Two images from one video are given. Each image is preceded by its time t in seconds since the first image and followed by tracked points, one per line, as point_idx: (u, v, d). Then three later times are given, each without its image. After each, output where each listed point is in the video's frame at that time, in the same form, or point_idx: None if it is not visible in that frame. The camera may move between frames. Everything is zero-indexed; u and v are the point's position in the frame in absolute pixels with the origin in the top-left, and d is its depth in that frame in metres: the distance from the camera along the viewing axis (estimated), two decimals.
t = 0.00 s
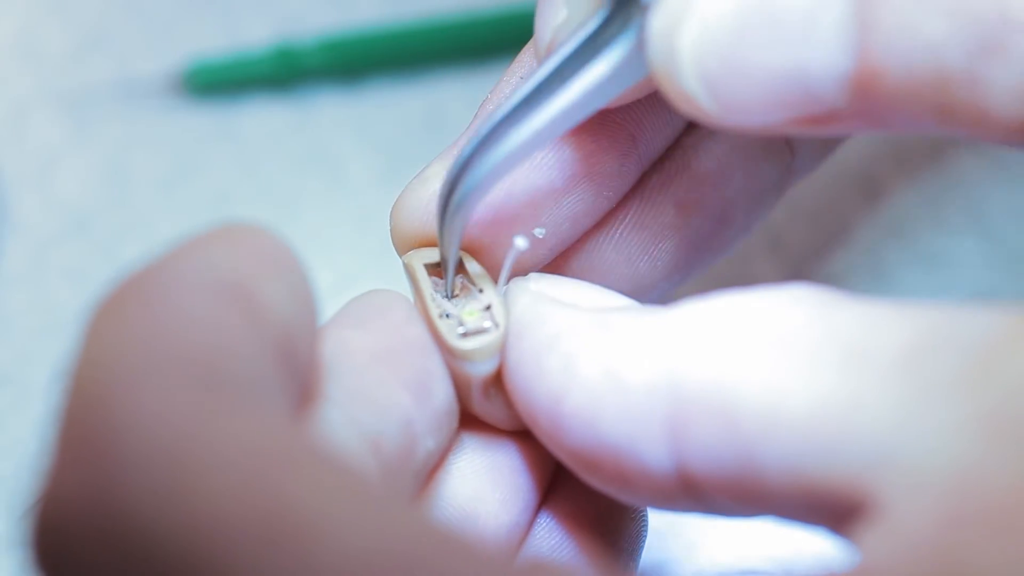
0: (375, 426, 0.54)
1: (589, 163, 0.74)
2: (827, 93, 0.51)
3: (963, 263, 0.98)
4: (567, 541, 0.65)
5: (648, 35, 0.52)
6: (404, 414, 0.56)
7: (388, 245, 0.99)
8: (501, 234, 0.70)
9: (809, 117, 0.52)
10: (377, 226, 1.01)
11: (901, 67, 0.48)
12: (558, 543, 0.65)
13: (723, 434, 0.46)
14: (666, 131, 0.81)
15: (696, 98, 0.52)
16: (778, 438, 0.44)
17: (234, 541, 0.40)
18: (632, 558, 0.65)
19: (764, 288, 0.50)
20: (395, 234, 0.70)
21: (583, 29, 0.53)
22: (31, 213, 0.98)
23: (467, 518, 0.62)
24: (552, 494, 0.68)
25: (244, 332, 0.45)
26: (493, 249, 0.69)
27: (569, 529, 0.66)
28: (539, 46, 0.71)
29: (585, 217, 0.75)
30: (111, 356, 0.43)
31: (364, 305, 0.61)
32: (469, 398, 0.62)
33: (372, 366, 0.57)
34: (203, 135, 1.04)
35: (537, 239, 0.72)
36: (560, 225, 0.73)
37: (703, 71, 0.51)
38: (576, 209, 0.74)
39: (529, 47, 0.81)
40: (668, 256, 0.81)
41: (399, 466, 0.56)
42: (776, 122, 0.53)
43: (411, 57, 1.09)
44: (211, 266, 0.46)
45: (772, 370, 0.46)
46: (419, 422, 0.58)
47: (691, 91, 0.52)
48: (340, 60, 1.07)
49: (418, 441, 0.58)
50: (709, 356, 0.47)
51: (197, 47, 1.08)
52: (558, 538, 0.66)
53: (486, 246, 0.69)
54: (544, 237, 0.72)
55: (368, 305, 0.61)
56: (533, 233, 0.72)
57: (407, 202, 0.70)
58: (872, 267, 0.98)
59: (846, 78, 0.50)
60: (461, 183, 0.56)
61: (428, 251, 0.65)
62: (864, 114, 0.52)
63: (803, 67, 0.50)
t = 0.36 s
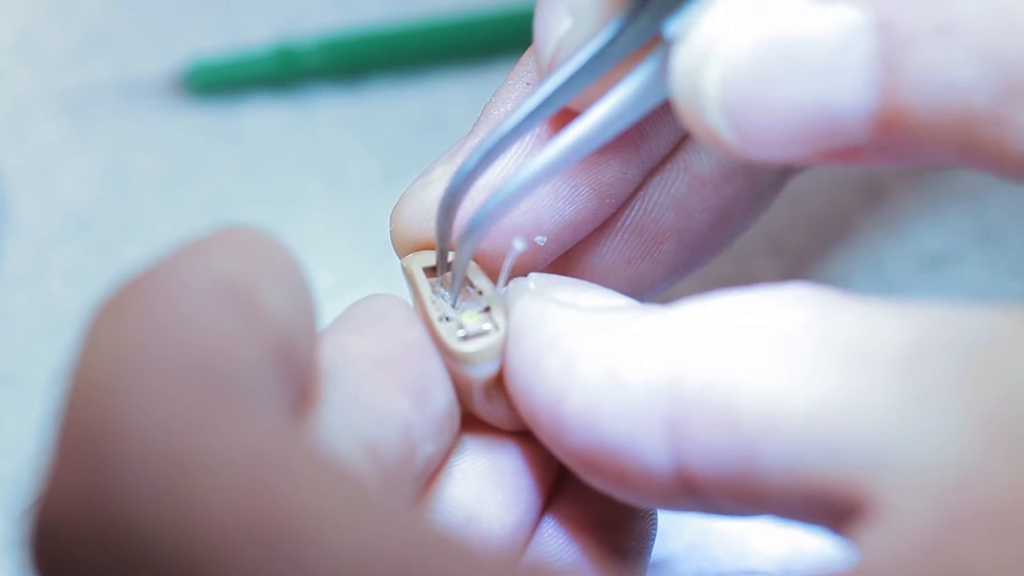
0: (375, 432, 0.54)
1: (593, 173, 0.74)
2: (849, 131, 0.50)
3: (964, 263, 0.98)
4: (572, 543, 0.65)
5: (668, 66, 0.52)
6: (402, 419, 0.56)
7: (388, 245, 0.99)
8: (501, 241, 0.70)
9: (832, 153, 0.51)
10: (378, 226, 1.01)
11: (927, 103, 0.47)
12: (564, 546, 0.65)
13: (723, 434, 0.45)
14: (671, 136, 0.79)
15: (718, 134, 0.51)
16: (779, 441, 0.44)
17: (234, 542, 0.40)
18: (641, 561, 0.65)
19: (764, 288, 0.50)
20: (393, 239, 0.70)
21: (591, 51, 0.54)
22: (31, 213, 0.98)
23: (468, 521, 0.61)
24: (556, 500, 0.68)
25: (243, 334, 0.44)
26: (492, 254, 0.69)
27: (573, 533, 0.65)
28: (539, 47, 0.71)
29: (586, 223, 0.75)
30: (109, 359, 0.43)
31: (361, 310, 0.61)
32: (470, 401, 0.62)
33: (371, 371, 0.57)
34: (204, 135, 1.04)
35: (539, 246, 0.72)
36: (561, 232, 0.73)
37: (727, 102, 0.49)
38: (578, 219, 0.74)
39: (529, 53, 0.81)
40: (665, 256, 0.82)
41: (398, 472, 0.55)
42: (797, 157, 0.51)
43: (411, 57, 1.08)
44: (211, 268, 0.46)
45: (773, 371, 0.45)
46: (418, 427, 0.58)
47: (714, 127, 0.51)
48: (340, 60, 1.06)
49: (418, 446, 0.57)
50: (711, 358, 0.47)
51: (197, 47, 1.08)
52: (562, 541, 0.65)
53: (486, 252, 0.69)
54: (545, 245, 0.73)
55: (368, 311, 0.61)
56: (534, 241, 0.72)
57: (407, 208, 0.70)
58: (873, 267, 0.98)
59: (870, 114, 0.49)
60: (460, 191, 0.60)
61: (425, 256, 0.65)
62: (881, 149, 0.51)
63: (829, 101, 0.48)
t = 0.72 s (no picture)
0: (375, 439, 0.55)
1: (590, 156, 0.75)
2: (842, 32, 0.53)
3: (962, 264, 0.98)
4: (574, 550, 0.65)
5: None
6: (401, 426, 0.56)
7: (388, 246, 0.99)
8: (498, 226, 0.70)
9: (825, 50, 0.54)
10: (378, 226, 1.01)
11: (923, 4, 0.50)
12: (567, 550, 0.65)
13: (716, 439, 0.45)
14: (668, 135, 0.80)
15: (717, 31, 0.56)
16: (772, 445, 0.44)
17: (227, 546, 0.41)
18: (646, 562, 0.64)
19: (759, 289, 0.50)
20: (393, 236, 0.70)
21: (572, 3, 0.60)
22: (31, 214, 0.98)
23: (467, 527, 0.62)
24: (557, 501, 0.68)
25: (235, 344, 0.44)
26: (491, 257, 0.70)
27: (578, 535, 0.65)
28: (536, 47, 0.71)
29: (586, 217, 0.74)
30: (100, 364, 0.43)
31: (358, 318, 0.60)
32: (468, 402, 0.62)
33: (368, 378, 0.57)
34: (203, 135, 1.04)
35: (538, 236, 0.72)
36: (559, 222, 0.73)
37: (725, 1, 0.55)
38: (576, 204, 0.73)
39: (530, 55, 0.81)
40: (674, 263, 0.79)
41: (397, 480, 0.56)
42: (793, 55, 0.55)
43: (411, 57, 1.08)
44: (207, 270, 0.46)
45: (768, 376, 0.45)
46: (418, 431, 0.58)
47: (707, 21, 0.56)
48: (340, 60, 1.06)
49: (418, 452, 0.58)
50: (706, 361, 0.47)
51: (197, 47, 1.08)
52: (566, 547, 0.65)
53: (483, 238, 0.70)
54: (543, 234, 0.72)
55: (368, 313, 0.61)
56: (533, 230, 0.71)
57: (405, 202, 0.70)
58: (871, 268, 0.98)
59: (868, 9, 0.52)
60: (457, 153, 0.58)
61: (424, 254, 0.63)
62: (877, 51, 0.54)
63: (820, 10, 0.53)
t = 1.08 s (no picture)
0: (379, 430, 0.54)
1: (597, 148, 0.74)
2: (823, 24, 0.56)
3: (962, 263, 0.98)
4: (567, 549, 0.65)
5: None
6: (406, 416, 0.56)
7: (388, 245, 1.00)
8: (507, 220, 0.70)
9: (806, 41, 0.57)
10: (378, 226, 1.01)
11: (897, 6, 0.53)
12: (559, 546, 0.65)
13: (710, 442, 0.46)
14: (676, 137, 0.79)
15: (700, 25, 0.58)
16: (767, 450, 0.45)
17: (224, 549, 0.41)
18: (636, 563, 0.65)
19: (758, 295, 0.50)
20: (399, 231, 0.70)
21: None
22: (31, 214, 0.98)
23: (467, 527, 0.62)
24: (552, 494, 0.69)
25: (235, 347, 0.44)
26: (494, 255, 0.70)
27: (570, 532, 0.66)
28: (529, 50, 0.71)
29: (592, 214, 0.74)
30: (102, 363, 0.42)
31: (363, 303, 0.60)
32: (467, 396, 0.62)
33: (374, 368, 0.56)
34: (203, 135, 1.04)
35: (546, 228, 0.71)
36: (567, 216, 0.72)
37: None
38: (584, 197, 0.73)
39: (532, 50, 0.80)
40: (682, 264, 0.78)
41: (405, 469, 0.56)
42: (773, 45, 0.58)
43: (411, 57, 1.08)
44: (209, 271, 0.45)
45: (765, 380, 0.46)
46: (424, 422, 0.58)
47: (693, 16, 0.58)
48: (340, 61, 1.06)
49: (424, 441, 0.58)
50: (703, 364, 0.47)
51: (197, 47, 1.08)
52: (558, 544, 0.66)
53: (488, 234, 0.70)
54: (552, 227, 0.72)
55: (373, 300, 0.61)
56: (541, 223, 0.71)
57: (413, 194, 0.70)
58: (870, 268, 0.98)
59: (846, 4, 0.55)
60: (457, 147, 0.57)
61: (430, 247, 0.64)
62: (858, 38, 0.56)
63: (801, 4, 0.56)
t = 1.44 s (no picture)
0: (380, 430, 0.54)
1: (597, 161, 0.74)
2: (826, 72, 0.55)
3: (962, 263, 0.98)
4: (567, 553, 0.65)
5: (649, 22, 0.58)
6: (406, 421, 0.56)
7: (388, 245, 1.00)
8: (504, 231, 0.70)
9: (809, 88, 0.56)
10: (378, 226, 1.01)
11: (894, 26, 0.51)
12: (558, 549, 0.66)
13: (710, 441, 0.46)
14: (672, 145, 0.80)
15: (704, 70, 0.57)
16: (766, 449, 0.45)
17: (224, 550, 0.41)
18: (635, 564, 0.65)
19: (757, 296, 0.50)
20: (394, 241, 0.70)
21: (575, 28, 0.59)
22: (31, 214, 0.98)
23: (467, 530, 0.62)
24: (553, 494, 0.69)
25: (236, 343, 0.44)
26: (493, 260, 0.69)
27: (570, 535, 0.66)
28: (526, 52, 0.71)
29: (587, 224, 0.74)
30: (103, 362, 0.43)
31: (360, 306, 0.60)
32: (467, 401, 0.62)
33: (374, 368, 0.56)
34: (203, 135, 1.04)
35: (540, 239, 0.71)
36: (562, 227, 0.72)
37: (710, 41, 0.56)
38: (579, 208, 0.73)
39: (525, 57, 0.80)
40: (673, 267, 0.79)
41: (403, 469, 0.56)
42: (774, 91, 0.57)
43: (411, 57, 1.08)
44: (210, 271, 0.45)
45: (765, 379, 0.46)
46: (422, 422, 0.58)
47: (696, 62, 0.57)
48: (340, 61, 1.06)
49: (422, 443, 0.58)
50: (703, 365, 0.48)
51: (197, 47, 1.08)
52: (558, 545, 0.66)
53: (488, 246, 0.69)
54: (546, 237, 0.71)
55: (370, 301, 0.60)
56: (535, 233, 0.71)
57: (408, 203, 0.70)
58: (870, 268, 0.99)
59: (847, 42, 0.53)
60: (463, 179, 0.59)
61: (426, 253, 0.64)
62: (859, 87, 0.55)
63: (802, 46, 0.54)
